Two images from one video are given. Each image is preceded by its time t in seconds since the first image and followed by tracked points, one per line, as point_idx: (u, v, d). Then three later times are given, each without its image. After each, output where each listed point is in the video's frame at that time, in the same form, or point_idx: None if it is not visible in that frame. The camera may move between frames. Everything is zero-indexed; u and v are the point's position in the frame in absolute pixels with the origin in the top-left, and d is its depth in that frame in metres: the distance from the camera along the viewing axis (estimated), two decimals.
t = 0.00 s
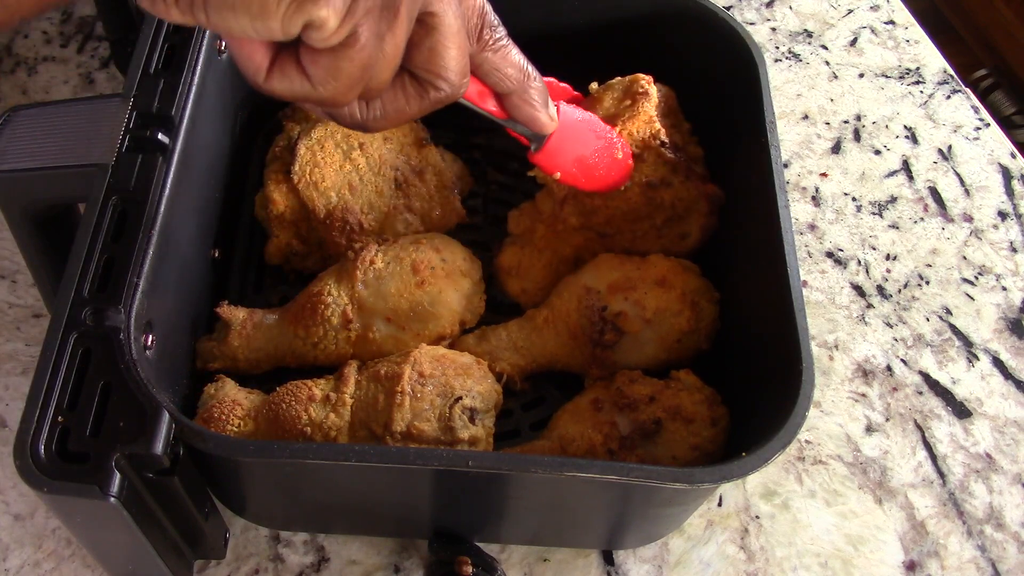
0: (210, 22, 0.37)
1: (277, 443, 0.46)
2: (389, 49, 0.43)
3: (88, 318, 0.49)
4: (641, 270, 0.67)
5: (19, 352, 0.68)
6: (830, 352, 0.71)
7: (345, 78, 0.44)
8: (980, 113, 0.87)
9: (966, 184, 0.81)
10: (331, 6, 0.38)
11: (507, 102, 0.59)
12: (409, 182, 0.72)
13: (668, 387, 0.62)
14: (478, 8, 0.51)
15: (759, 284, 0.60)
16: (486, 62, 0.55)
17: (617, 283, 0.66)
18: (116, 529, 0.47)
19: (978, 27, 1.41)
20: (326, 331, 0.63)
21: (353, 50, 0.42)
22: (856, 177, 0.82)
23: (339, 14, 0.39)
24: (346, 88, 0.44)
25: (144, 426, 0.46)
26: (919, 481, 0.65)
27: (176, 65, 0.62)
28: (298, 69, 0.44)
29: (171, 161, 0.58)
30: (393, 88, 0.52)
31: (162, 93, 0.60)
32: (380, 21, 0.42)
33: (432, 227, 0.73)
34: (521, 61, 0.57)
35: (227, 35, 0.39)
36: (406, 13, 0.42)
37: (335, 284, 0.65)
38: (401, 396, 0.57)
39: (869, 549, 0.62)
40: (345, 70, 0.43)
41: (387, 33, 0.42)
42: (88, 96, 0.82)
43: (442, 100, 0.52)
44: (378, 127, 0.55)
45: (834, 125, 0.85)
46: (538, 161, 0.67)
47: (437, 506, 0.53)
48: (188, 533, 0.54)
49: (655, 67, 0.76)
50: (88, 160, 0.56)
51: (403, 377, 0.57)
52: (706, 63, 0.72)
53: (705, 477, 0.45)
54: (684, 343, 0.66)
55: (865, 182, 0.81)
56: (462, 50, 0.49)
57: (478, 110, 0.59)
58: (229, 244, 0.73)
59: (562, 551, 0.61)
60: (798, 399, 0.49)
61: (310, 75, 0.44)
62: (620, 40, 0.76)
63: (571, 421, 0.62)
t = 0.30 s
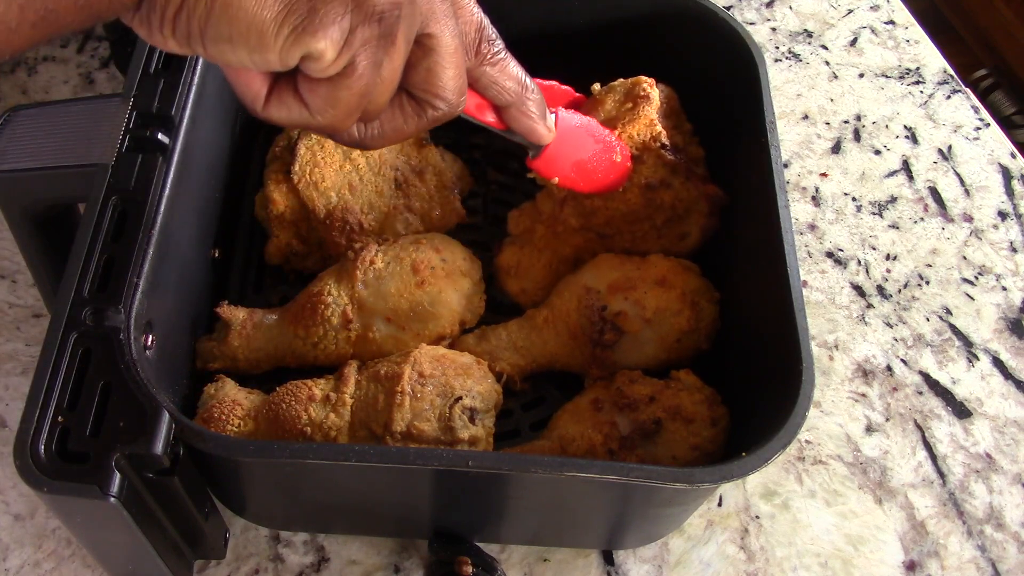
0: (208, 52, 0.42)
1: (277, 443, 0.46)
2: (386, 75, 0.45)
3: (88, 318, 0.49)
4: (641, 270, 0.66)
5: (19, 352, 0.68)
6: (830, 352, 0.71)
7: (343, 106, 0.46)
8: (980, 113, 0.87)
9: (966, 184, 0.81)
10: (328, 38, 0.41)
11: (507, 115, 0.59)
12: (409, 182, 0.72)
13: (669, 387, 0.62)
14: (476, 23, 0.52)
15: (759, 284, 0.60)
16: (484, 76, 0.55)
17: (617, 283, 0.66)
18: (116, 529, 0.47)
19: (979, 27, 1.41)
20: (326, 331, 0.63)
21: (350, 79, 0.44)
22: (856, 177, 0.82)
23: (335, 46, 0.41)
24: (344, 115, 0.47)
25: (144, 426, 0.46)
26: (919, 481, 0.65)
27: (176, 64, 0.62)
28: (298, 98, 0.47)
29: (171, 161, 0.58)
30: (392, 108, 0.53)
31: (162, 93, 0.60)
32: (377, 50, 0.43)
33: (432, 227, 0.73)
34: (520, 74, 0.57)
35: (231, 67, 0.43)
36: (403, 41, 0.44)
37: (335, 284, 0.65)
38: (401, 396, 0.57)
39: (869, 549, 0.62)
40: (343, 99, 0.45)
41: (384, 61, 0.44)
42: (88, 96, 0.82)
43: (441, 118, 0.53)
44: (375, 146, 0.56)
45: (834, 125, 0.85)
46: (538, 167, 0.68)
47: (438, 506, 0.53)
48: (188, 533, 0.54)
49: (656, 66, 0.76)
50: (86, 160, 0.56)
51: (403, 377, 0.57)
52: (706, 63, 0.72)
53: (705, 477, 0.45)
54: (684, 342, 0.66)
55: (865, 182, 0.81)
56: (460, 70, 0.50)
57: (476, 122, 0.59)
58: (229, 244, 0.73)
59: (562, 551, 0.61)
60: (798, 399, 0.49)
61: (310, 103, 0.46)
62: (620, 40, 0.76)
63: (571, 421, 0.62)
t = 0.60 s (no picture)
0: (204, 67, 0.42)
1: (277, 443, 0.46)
2: (382, 87, 0.45)
3: (88, 318, 0.49)
4: (641, 270, 0.66)
5: (19, 352, 0.68)
6: (830, 352, 0.71)
7: (339, 118, 0.47)
8: (980, 113, 0.87)
9: (966, 184, 0.81)
10: (323, 54, 0.41)
11: (504, 122, 0.59)
12: (409, 182, 0.72)
13: (668, 387, 0.62)
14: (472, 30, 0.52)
15: (759, 284, 0.60)
16: (481, 83, 0.55)
17: (617, 283, 0.66)
18: (116, 529, 0.47)
19: (979, 27, 1.41)
20: (326, 331, 0.63)
21: (346, 94, 0.45)
22: (856, 177, 0.82)
23: (331, 62, 0.42)
24: (340, 127, 0.47)
25: (144, 426, 0.46)
26: (919, 481, 0.65)
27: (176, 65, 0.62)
28: (294, 111, 0.48)
29: (171, 161, 0.58)
30: (388, 117, 0.53)
31: (161, 93, 0.60)
32: (372, 65, 0.43)
33: (432, 227, 0.73)
34: (517, 80, 0.57)
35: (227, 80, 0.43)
36: (399, 54, 0.44)
37: (335, 284, 0.65)
38: (401, 396, 0.57)
39: (869, 548, 0.62)
40: (339, 113, 0.46)
41: (379, 74, 0.44)
42: (88, 96, 0.82)
43: (437, 126, 0.53)
44: (372, 153, 0.56)
45: (834, 125, 0.85)
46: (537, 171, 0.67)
47: (438, 505, 0.53)
48: (188, 532, 0.54)
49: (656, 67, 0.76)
50: (84, 161, 0.56)
51: (403, 377, 0.57)
52: (706, 63, 0.72)
53: (705, 477, 0.45)
54: (684, 343, 0.66)
55: (865, 182, 0.81)
56: (456, 79, 0.50)
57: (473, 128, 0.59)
58: (229, 244, 0.73)
59: (562, 551, 0.61)
60: (798, 399, 0.49)
61: (305, 115, 0.47)
62: (620, 40, 0.76)
63: (571, 421, 0.62)
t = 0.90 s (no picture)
0: (209, 76, 0.42)
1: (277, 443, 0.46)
2: (385, 94, 0.45)
3: (88, 318, 0.49)
4: (641, 269, 0.66)
5: (19, 352, 0.68)
6: (830, 352, 0.71)
7: (344, 126, 0.47)
8: (980, 113, 0.87)
9: (966, 184, 0.81)
10: (328, 66, 0.41)
11: (505, 123, 0.59)
12: (409, 182, 0.72)
13: (668, 387, 0.62)
14: (474, 33, 0.52)
15: (759, 284, 0.60)
16: (483, 86, 0.55)
17: (617, 283, 0.66)
18: (116, 529, 0.47)
19: (978, 27, 1.41)
20: (326, 331, 0.63)
21: (350, 103, 0.45)
22: (856, 177, 0.82)
23: (336, 73, 0.41)
24: (345, 135, 0.47)
25: (144, 426, 0.46)
26: (919, 481, 0.65)
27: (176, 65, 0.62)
28: (298, 119, 0.48)
29: (171, 161, 0.58)
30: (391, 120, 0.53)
31: (161, 94, 0.60)
32: (376, 74, 0.43)
33: (432, 227, 0.73)
34: (518, 82, 0.57)
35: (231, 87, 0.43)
36: (402, 62, 0.44)
37: (335, 284, 0.65)
38: (401, 396, 0.57)
39: (869, 548, 0.62)
40: (343, 121, 0.46)
41: (383, 83, 0.44)
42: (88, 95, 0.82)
43: (439, 129, 0.53)
44: (374, 155, 0.56)
45: (834, 125, 0.85)
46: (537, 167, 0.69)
47: (438, 505, 0.53)
48: (188, 532, 0.54)
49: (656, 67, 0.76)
50: (84, 160, 0.56)
51: (403, 377, 0.57)
52: (706, 63, 0.72)
53: (705, 477, 0.45)
54: (684, 342, 0.65)
55: (865, 182, 0.81)
56: (458, 84, 0.50)
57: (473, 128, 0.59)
58: (229, 244, 0.73)
59: (562, 551, 0.61)
60: (798, 399, 0.49)
61: (310, 123, 0.47)
62: (621, 40, 0.76)
63: (571, 421, 0.62)
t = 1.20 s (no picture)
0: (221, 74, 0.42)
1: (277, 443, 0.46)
2: (377, 85, 0.46)
3: (88, 318, 0.49)
4: (640, 268, 0.67)
5: (20, 352, 0.68)
6: (830, 352, 0.71)
7: (339, 116, 0.48)
8: (980, 113, 0.87)
9: (966, 184, 0.81)
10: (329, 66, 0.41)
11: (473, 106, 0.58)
12: (409, 183, 0.72)
13: (668, 387, 0.62)
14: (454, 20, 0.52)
15: (758, 283, 0.60)
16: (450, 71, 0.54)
17: (617, 282, 0.66)
18: (117, 529, 0.47)
19: (979, 28, 1.41)
20: (326, 331, 0.63)
21: (347, 97, 0.46)
22: (856, 177, 0.82)
23: (336, 72, 0.42)
24: (340, 122, 0.48)
25: (144, 427, 0.46)
26: (919, 481, 0.65)
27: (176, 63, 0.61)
28: (295, 105, 0.49)
29: (172, 161, 0.58)
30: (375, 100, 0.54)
31: (161, 93, 0.60)
32: (371, 70, 0.44)
33: (432, 227, 0.72)
34: (483, 66, 0.56)
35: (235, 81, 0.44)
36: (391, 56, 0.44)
37: (335, 284, 0.65)
38: (401, 396, 0.57)
39: (869, 548, 0.62)
40: (339, 111, 0.47)
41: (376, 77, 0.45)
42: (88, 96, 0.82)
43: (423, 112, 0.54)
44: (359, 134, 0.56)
45: (834, 125, 0.85)
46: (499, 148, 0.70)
47: (437, 505, 0.53)
48: (188, 533, 0.54)
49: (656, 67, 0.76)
50: (85, 161, 0.56)
51: (403, 377, 0.58)
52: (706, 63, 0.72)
53: (705, 477, 0.45)
54: (683, 342, 0.65)
55: (865, 182, 0.81)
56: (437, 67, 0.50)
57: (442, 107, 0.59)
58: (230, 244, 0.73)
59: (562, 551, 0.61)
60: (797, 399, 0.49)
61: (307, 110, 0.48)
62: (620, 40, 0.76)
63: (571, 421, 0.62)
